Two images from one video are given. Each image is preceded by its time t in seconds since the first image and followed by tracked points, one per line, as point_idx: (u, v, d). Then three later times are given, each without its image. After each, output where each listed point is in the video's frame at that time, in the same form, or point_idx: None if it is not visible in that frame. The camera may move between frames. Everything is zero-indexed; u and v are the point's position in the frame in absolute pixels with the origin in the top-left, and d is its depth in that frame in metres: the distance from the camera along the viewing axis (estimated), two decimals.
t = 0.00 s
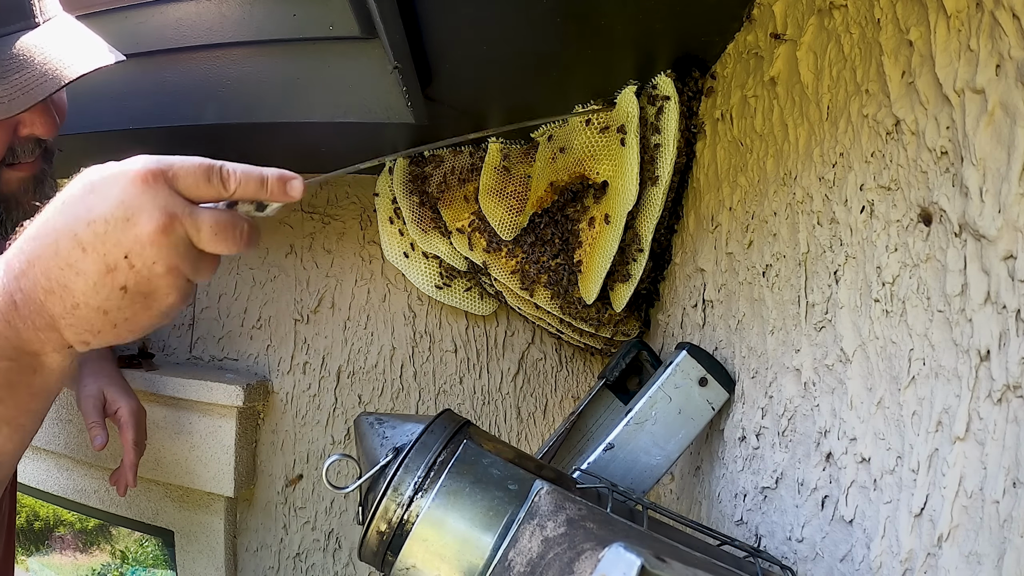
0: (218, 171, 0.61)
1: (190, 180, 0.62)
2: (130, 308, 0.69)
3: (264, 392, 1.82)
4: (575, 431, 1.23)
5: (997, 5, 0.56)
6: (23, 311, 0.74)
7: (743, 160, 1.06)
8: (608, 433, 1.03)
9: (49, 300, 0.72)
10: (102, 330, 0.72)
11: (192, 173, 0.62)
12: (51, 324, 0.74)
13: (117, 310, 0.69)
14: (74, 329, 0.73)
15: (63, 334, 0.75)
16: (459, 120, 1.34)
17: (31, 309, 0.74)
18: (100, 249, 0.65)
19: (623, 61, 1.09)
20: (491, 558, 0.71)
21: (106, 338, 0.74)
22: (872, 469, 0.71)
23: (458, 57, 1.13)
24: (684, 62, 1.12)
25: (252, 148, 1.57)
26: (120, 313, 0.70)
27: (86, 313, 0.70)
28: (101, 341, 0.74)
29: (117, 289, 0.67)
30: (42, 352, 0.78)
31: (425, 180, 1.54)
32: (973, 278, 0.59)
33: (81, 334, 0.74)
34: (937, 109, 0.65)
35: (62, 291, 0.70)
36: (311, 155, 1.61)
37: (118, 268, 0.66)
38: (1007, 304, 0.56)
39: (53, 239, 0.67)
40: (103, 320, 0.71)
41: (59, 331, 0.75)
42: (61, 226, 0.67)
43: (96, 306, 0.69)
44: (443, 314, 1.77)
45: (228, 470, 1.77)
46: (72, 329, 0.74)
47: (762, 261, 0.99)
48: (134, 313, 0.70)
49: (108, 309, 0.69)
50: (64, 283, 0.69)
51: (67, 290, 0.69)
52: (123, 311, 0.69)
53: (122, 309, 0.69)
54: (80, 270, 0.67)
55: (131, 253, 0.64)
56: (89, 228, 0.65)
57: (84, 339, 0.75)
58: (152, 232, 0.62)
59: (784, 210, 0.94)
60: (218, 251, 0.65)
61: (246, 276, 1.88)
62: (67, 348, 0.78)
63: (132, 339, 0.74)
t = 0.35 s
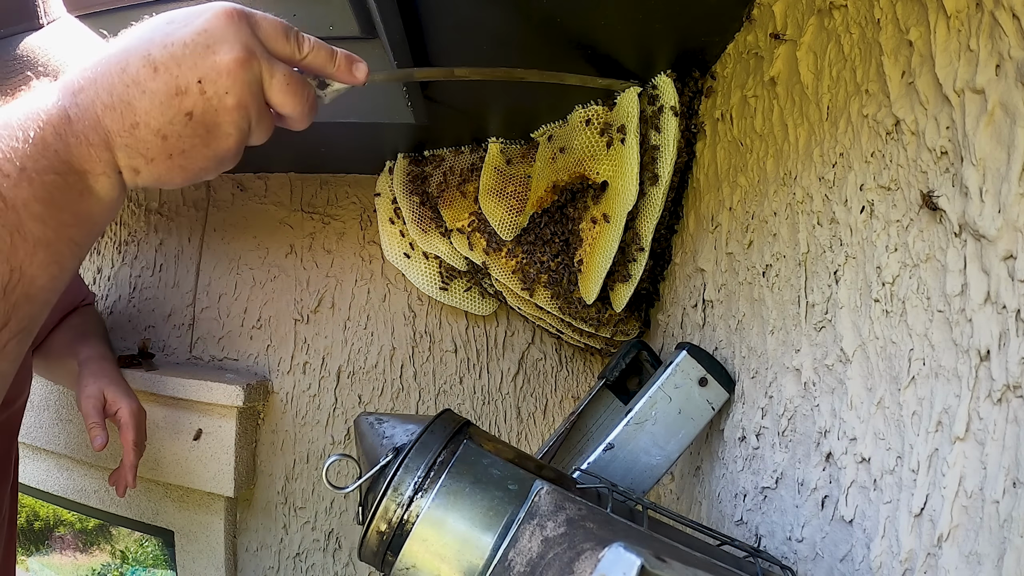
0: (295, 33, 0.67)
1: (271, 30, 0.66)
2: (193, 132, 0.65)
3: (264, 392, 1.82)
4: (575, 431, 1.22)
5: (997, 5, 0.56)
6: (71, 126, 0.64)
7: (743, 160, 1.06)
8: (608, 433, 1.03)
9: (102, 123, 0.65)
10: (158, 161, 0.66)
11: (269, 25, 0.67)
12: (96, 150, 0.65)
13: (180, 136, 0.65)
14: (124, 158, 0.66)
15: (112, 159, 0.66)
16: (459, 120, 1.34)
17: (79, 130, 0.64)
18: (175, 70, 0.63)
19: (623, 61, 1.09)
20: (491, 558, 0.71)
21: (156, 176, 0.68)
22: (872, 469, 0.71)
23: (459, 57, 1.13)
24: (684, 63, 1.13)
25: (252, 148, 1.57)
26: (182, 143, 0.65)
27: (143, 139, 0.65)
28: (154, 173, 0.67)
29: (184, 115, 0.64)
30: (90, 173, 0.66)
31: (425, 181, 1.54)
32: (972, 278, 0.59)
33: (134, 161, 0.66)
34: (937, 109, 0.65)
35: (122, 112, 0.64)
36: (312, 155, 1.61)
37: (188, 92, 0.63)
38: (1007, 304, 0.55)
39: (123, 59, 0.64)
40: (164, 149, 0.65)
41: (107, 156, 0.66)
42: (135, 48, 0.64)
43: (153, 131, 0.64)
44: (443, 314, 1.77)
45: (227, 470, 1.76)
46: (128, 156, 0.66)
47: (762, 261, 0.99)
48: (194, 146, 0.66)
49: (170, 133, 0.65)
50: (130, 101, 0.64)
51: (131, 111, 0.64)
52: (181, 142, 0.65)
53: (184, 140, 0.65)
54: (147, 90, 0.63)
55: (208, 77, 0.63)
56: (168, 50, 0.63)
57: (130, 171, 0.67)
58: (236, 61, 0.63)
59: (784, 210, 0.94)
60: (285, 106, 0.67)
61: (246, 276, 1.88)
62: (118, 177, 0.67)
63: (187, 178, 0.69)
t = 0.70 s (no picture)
0: None
1: None
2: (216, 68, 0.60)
3: (264, 392, 1.82)
4: (575, 431, 1.22)
5: (997, 5, 0.56)
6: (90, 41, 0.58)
7: (743, 160, 1.06)
8: (608, 433, 1.03)
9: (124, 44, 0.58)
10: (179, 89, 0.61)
11: None
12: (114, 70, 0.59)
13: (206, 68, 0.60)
14: (145, 81, 0.60)
15: (134, 82, 0.60)
16: (460, 120, 1.34)
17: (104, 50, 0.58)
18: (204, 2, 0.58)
19: (623, 60, 1.09)
20: (491, 558, 0.71)
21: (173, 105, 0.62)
22: (872, 469, 0.71)
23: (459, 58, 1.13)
24: (685, 62, 1.13)
25: (252, 148, 1.57)
26: (205, 75, 0.61)
27: (167, 66, 0.59)
28: (173, 101, 0.62)
29: (208, 47, 0.59)
30: (110, 90, 0.59)
31: (425, 180, 1.54)
32: (972, 278, 0.59)
33: (156, 86, 0.60)
34: (937, 109, 0.65)
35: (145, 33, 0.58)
36: (312, 156, 1.61)
37: (214, 27, 0.58)
38: (1007, 304, 0.56)
39: None
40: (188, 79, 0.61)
41: (130, 78, 0.60)
42: None
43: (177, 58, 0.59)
44: (443, 314, 1.77)
45: (227, 471, 1.76)
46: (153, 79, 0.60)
47: (762, 261, 0.99)
48: (212, 81, 0.61)
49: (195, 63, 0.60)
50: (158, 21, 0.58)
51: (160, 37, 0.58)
52: (201, 74, 0.60)
53: (210, 72, 0.61)
54: (176, 17, 0.58)
55: (236, 14, 0.58)
56: None
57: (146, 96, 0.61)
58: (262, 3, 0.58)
59: (784, 210, 0.94)
60: (297, 58, 0.63)
61: (246, 276, 1.88)
62: (137, 100, 0.61)
63: (203, 113, 0.64)
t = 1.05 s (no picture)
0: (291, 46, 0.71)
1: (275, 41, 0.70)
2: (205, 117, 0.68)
3: (264, 392, 1.82)
4: (575, 431, 1.22)
5: (997, 5, 0.56)
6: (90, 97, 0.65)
7: (743, 160, 1.06)
8: (608, 433, 1.03)
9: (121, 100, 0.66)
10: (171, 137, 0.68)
11: (273, 34, 0.71)
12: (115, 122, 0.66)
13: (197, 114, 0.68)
14: (142, 132, 0.67)
15: (132, 131, 0.67)
16: (460, 120, 1.34)
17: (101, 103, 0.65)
18: (196, 59, 0.66)
19: (624, 60, 1.09)
20: (491, 558, 0.71)
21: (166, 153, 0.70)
22: (872, 469, 0.71)
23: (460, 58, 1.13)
24: (684, 62, 1.13)
25: (252, 149, 1.57)
26: (196, 127, 0.69)
27: (162, 117, 0.67)
28: (166, 150, 0.69)
29: (199, 100, 0.67)
30: (111, 141, 0.66)
31: (425, 181, 1.55)
32: (973, 278, 0.59)
33: (151, 136, 0.68)
34: (937, 109, 0.65)
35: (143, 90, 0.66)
36: (312, 156, 1.61)
37: (206, 81, 0.66)
38: (1007, 304, 0.56)
39: (147, 43, 0.66)
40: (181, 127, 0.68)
41: (129, 128, 0.67)
42: (158, 37, 0.67)
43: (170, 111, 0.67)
44: (443, 314, 1.77)
45: (227, 471, 1.76)
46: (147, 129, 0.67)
47: (762, 261, 0.99)
48: (203, 131, 0.69)
49: (185, 113, 0.67)
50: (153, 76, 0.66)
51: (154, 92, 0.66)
52: (194, 125, 0.68)
53: (200, 122, 0.68)
54: (169, 75, 0.66)
55: (225, 70, 0.66)
56: (188, 44, 0.66)
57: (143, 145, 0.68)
58: (249, 60, 0.67)
59: (784, 210, 0.94)
60: (280, 107, 0.72)
61: (246, 275, 1.88)
62: (135, 149, 0.68)
63: (193, 159, 0.72)
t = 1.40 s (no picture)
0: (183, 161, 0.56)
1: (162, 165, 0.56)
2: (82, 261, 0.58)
3: (264, 392, 1.82)
4: (575, 431, 1.22)
5: (997, 5, 0.56)
6: None
7: (743, 160, 1.06)
8: (608, 433, 1.03)
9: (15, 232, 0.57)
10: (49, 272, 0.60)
11: (162, 155, 0.57)
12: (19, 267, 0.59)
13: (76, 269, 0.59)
14: (26, 282, 0.61)
15: (14, 282, 0.62)
16: (460, 120, 1.34)
17: None
18: (71, 204, 0.56)
19: (624, 60, 1.09)
20: (491, 558, 0.71)
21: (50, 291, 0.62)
22: (872, 469, 0.71)
23: (459, 58, 1.13)
24: (685, 62, 1.13)
25: (252, 148, 1.57)
26: (74, 269, 0.59)
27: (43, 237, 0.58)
28: (50, 294, 0.62)
29: (77, 244, 0.58)
30: None
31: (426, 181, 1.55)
32: (973, 278, 0.59)
33: (34, 283, 0.61)
34: (937, 109, 0.65)
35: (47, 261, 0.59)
36: (312, 156, 1.61)
37: (82, 225, 0.57)
38: (1007, 304, 0.56)
39: (28, 186, 0.57)
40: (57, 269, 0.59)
41: (9, 279, 0.61)
42: (39, 175, 0.57)
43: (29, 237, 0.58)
44: (443, 314, 1.77)
45: (227, 471, 1.77)
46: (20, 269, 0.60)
47: (762, 261, 0.99)
48: (83, 274, 0.60)
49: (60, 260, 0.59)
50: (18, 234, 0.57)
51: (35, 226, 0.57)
52: (74, 271, 0.60)
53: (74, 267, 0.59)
54: (46, 219, 0.57)
55: (102, 210, 0.56)
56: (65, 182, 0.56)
57: (27, 291, 0.62)
58: (126, 199, 0.55)
59: (784, 210, 0.94)
60: (173, 235, 0.58)
61: (246, 276, 1.88)
62: (21, 289, 0.62)
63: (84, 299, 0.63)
